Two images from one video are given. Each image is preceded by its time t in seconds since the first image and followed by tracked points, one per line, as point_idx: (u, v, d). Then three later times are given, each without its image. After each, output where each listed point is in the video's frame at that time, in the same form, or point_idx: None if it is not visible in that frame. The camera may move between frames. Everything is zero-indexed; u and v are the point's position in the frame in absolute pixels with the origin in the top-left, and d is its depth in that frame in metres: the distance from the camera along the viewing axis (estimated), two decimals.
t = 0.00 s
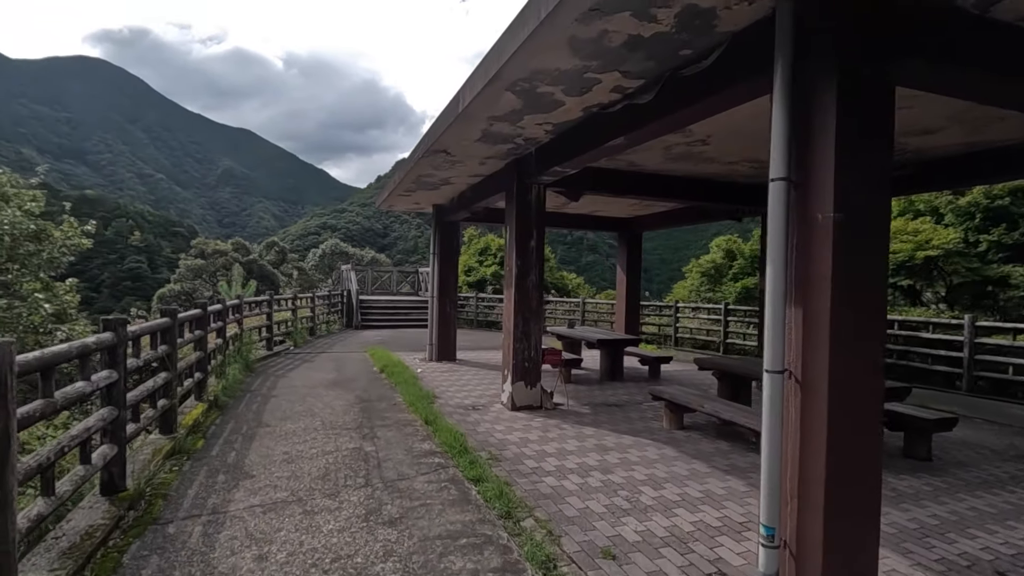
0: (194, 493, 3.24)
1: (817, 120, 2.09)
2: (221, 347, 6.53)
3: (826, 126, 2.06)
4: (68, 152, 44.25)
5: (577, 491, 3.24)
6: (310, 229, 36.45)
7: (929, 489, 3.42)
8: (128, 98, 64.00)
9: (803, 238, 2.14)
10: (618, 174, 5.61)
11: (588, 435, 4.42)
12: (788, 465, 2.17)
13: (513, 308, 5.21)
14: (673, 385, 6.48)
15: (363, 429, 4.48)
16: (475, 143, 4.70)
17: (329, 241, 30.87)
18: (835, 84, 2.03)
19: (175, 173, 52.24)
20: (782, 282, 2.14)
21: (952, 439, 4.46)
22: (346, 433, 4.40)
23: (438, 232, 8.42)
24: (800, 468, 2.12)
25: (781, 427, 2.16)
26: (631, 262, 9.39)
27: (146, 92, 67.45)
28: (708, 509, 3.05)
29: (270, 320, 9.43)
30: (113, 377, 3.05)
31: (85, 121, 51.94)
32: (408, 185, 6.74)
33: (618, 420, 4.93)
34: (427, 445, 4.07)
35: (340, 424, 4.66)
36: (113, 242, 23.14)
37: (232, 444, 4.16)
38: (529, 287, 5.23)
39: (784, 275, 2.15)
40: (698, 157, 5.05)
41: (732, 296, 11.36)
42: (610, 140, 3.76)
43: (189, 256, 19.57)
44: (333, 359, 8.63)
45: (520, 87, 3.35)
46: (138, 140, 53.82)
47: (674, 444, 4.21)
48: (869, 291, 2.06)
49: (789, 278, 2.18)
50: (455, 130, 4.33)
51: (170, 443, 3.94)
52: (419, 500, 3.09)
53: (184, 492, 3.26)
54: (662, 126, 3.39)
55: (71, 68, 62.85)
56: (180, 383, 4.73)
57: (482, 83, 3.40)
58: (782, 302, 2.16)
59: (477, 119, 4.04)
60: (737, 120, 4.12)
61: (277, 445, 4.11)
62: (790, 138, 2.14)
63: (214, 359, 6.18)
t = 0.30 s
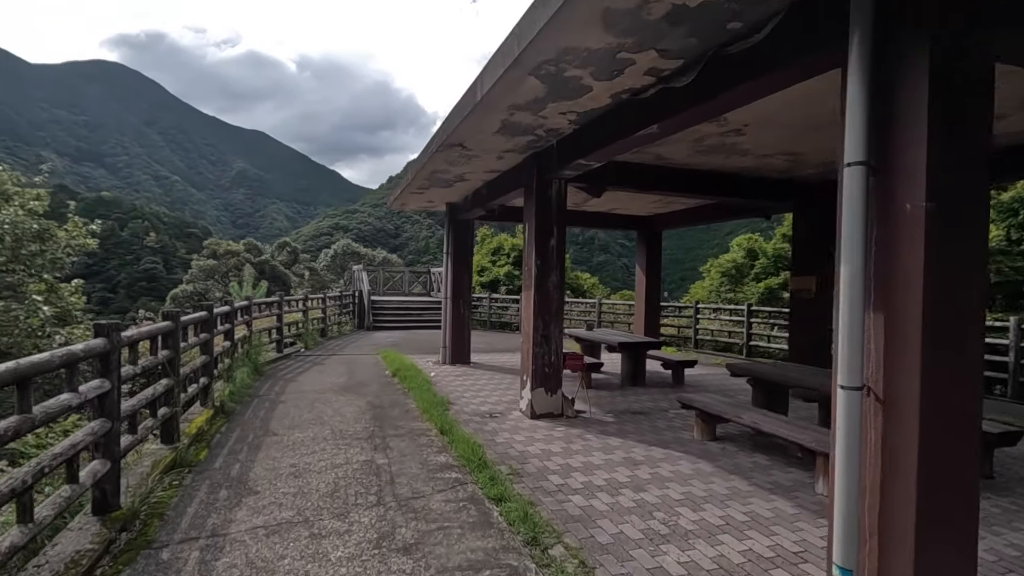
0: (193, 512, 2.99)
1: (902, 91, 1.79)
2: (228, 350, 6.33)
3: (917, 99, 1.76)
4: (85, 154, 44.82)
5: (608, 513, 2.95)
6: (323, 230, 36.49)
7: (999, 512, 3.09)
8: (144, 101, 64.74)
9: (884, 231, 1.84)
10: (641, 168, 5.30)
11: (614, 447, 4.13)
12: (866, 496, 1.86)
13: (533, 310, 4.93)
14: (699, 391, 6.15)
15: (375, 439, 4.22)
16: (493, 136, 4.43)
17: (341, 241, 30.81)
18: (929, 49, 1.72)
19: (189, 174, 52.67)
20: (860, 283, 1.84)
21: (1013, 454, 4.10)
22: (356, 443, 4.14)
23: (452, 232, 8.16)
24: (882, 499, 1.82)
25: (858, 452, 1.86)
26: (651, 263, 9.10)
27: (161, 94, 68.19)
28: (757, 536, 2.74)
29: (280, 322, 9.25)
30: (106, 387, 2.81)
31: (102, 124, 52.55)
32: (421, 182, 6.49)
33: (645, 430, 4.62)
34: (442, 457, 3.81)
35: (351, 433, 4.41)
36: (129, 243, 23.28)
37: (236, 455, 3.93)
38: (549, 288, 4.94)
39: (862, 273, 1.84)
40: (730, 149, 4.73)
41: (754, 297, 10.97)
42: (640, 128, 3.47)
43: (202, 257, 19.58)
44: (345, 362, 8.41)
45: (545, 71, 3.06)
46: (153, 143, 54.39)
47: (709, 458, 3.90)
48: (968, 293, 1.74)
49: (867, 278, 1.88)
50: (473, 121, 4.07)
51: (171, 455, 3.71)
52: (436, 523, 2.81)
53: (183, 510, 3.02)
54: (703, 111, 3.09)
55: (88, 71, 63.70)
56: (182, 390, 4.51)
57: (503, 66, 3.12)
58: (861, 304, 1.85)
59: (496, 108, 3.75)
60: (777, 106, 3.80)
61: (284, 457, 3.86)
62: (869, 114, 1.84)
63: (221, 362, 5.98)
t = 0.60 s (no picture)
0: (180, 539, 2.73)
1: (1010, 53, 1.45)
2: (230, 354, 6.10)
3: None
4: (100, 155, 45.22)
5: (637, 544, 2.64)
6: (332, 229, 36.42)
7: None
8: (156, 101, 65.23)
9: (987, 225, 1.51)
10: (662, 161, 4.97)
11: (638, 463, 3.81)
12: (965, 552, 1.54)
13: (548, 314, 4.62)
14: (723, 399, 5.81)
15: (379, 454, 3.94)
16: (506, 126, 4.12)
17: (351, 240, 30.68)
18: None
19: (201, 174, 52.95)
20: (956, 290, 1.52)
21: None
22: (359, 458, 3.85)
23: (461, 230, 7.87)
24: (989, 554, 1.49)
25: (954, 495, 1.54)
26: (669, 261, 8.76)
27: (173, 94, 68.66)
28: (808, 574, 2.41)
29: (286, 323, 9.03)
30: (81, 403, 2.55)
31: (116, 124, 53.00)
32: (430, 179, 6.20)
33: (669, 443, 4.30)
34: (451, 475, 3.52)
35: (354, 446, 4.14)
36: (143, 243, 23.31)
37: (232, 471, 3.67)
38: (565, 290, 4.63)
39: (959, 277, 1.51)
40: (760, 141, 4.39)
41: (774, 298, 10.57)
42: (668, 115, 3.15)
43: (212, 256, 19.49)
44: (352, 365, 8.16)
45: (565, 50, 2.75)
46: (166, 143, 54.76)
47: (742, 477, 3.57)
48: None
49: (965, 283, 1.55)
50: (484, 111, 3.76)
51: (161, 471, 3.45)
52: (445, 555, 2.52)
53: (169, 537, 2.75)
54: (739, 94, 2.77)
55: (101, 72, 64.28)
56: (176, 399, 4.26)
57: (519, 46, 2.81)
58: (957, 314, 1.52)
59: (510, 96, 3.44)
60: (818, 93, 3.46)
61: (281, 474, 3.59)
62: (969, 84, 1.51)
63: (222, 367, 5.74)
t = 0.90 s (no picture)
0: (170, 564, 2.45)
1: None
2: (234, 356, 5.84)
3: None
4: (113, 158, 45.58)
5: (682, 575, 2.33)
6: (342, 229, 36.32)
7: None
8: (168, 103, 65.62)
9: None
10: (690, 149, 4.63)
11: (672, 476, 3.49)
12: None
13: (569, 314, 4.31)
14: (754, 404, 5.47)
15: (390, 465, 3.64)
16: (525, 111, 3.81)
17: (360, 240, 30.52)
18: None
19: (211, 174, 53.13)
20: None
21: None
22: (368, 470, 3.56)
23: (473, 226, 7.58)
24: None
25: None
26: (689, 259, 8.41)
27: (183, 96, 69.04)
28: None
29: (294, 323, 8.78)
30: (58, 414, 2.28)
31: (128, 126, 53.44)
32: (442, 172, 5.90)
33: (704, 453, 3.97)
34: (469, 490, 3.22)
35: (363, 455, 3.85)
36: (154, 244, 23.29)
37: (232, 483, 3.39)
38: (589, 288, 4.31)
39: None
40: (800, 125, 4.05)
41: (798, 296, 10.17)
42: (711, 91, 2.83)
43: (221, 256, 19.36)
44: (361, 367, 7.89)
45: (599, 17, 2.44)
46: (177, 144, 55.02)
47: (789, 493, 3.24)
48: None
49: None
50: (504, 92, 3.45)
51: (155, 484, 3.18)
52: None
53: (158, 562, 2.47)
54: (800, 62, 2.45)
55: (113, 74, 64.76)
56: (174, 404, 4.00)
57: (547, 13, 2.50)
58: None
59: (531, 75, 3.15)
60: (873, 71, 3.12)
61: (285, 488, 3.31)
62: None
63: (225, 370, 5.49)
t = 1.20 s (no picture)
0: None
1: None
2: (237, 358, 5.56)
3: None
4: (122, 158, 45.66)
5: None
6: (349, 227, 36.14)
7: None
8: (175, 102, 65.71)
9: None
10: (723, 137, 4.30)
11: (712, 493, 3.18)
12: None
13: (594, 315, 3.99)
14: (787, 411, 5.14)
15: (403, 480, 3.34)
16: (549, 94, 3.49)
17: (366, 238, 30.29)
18: None
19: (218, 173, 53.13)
20: None
21: None
22: (380, 485, 3.27)
23: (486, 222, 7.27)
24: None
25: None
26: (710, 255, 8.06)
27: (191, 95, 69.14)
28: None
29: (299, 323, 8.51)
30: (29, 433, 1.98)
31: (136, 126, 53.54)
32: (454, 164, 5.59)
33: (743, 466, 3.65)
34: (491, 510, 2.92)
35: (373, 468, 3.56)
36: (163, 243, 23.17)
37: (232, 501, 3.11)
38: (615, 287, 4.00)
39: None
40: (847, 109, 3.71)
41: (821, 295, 9.78)
42: (764, 65, 2.52)
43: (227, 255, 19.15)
44: (369, 368, 7.60)
45: None
46: (185, 143, 55.08)
47: (846, 515, 2.91)
48: None
49: None
50: (527, 72, 3.14)
51: (148, 503, 2.89)
52: None
53: None
54: (877, 27, 2.12)
55: (121, 74, 64.92)
56: (170, 412, 3.72)
57: None
58: None
59: (560, 51, 2.83)
60: (940, 44, 2.79)
61: (289, 506, 3.02)
62: None
63: (228, 373, 5.21)
